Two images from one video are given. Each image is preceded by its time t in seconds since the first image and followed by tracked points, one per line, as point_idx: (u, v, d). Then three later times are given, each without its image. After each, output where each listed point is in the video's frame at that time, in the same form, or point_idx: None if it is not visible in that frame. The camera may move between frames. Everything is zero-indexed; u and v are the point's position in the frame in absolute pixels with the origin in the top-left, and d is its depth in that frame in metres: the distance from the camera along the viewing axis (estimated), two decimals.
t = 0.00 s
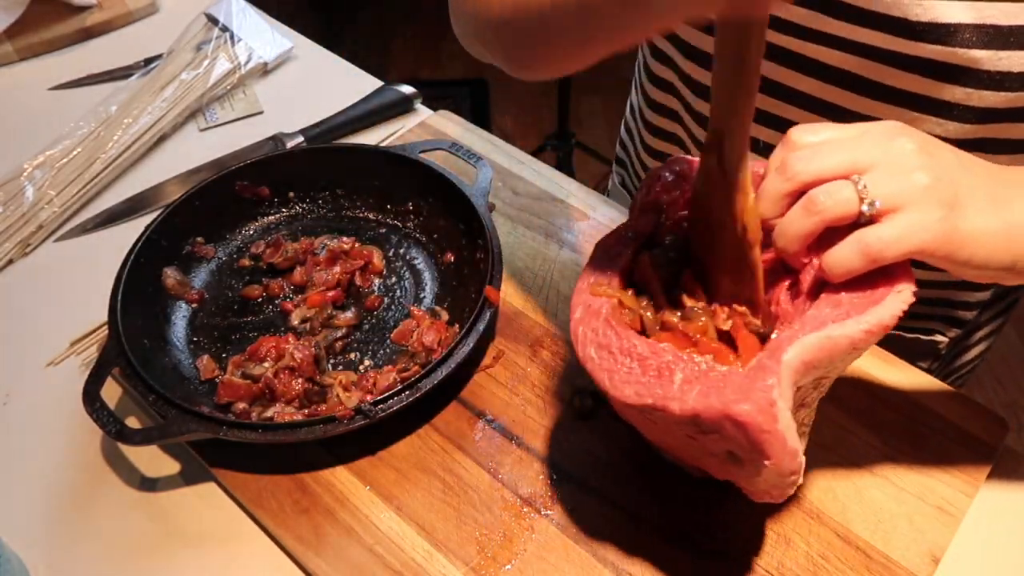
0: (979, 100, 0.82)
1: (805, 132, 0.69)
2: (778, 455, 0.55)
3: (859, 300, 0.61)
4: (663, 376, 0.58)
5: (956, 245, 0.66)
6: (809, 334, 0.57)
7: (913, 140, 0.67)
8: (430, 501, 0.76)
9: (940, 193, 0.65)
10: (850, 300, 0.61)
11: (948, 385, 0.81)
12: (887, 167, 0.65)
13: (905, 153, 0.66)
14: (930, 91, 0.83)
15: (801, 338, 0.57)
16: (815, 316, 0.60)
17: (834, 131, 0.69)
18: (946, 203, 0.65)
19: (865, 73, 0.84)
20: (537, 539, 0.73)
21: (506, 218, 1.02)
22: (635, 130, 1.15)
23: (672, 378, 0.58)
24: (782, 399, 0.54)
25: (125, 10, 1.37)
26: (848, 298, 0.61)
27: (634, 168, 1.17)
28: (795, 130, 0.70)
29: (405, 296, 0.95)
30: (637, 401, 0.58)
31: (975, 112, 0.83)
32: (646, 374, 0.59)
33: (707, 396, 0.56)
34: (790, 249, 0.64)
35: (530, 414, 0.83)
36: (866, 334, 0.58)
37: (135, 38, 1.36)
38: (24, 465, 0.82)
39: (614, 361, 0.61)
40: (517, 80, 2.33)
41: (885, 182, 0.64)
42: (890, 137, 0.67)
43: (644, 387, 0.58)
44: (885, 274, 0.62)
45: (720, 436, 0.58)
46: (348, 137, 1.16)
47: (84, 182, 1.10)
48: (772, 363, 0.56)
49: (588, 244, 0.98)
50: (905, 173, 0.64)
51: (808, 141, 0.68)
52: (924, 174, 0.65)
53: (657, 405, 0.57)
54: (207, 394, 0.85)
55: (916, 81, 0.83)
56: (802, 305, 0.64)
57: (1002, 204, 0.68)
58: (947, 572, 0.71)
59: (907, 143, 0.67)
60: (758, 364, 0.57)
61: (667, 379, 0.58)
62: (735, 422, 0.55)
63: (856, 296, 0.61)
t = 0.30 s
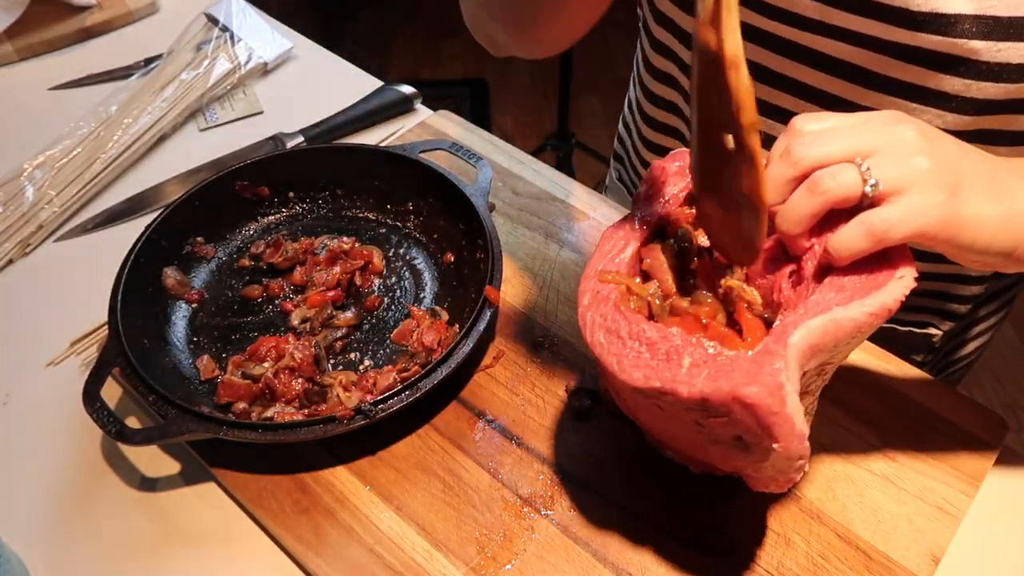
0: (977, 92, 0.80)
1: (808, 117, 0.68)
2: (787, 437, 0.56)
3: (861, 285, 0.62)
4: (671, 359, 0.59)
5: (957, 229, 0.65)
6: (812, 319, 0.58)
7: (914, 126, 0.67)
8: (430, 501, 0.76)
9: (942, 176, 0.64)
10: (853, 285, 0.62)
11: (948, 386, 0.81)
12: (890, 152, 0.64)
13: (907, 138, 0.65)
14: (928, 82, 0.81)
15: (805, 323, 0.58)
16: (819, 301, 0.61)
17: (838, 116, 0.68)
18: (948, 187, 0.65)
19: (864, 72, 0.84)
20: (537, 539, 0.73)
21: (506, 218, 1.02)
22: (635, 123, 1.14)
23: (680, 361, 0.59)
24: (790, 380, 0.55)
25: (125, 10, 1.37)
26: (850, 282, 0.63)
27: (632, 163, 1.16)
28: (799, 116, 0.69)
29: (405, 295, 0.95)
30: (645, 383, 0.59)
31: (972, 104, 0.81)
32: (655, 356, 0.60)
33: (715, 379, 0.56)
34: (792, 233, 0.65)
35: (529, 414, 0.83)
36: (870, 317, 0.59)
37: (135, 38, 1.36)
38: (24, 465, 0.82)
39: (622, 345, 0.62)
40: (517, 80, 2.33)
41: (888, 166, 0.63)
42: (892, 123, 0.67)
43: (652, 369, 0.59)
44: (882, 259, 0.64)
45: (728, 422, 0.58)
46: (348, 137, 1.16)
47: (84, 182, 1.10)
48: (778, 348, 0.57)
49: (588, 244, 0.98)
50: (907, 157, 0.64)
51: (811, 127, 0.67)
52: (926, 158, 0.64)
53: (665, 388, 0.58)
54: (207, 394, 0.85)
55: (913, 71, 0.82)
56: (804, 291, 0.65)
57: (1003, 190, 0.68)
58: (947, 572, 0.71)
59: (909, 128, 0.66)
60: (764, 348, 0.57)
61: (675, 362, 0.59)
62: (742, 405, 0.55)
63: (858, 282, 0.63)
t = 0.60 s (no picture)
0: (969, 84, 0.80)
1: (805, 122, 0.68)
2: (805, 440, 0.57)
3: (864, 283, 0.62)
4: (687, 364, 0.58)
5: (955, 229, 0.66)
6: (817, 322, 0.59)
7: (909, 127, 0.67)
8: (430, 501, 0.76)
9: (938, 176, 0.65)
10: (855, 284, 0.62)
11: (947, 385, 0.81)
12: (887, 154, 0.65)
13: (904, 139, 0.66)
14: (919, 75, 0.82)
15: (813, 326, 0.58)
16: (821, 303, 0.62)
17: (835, 118, 0.69)
18: (944, 188, 0.65)
19: (863, 71, 0.84)
20: (537, 540, 0.73)
21: (506, 218, 1.02)
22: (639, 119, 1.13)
23: (696, 366, 0.58)
24: (805, 384, 0.55)
25: (125, 10, 1.37)
26: (851, 282, 0.63)
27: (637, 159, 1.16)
28: (795, 120, 0.69)
29: (405, 295, 0.95)
30: (660, 388, 0.58)
31: (966, 96, 0.81)
32: (671, 361, 0.59)
33: (732, 386, 0.56)
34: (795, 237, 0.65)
35: (529, 414, 0.83)
36: (874, 315, 0.59)
37: (135, 38, 1.36)
38: (24, 466, 0.82)
39: (636, 350, 0.61)
40: (516, 80, 2.33)
41: (885, 169, 0.64)
42: (886, 124, 0.67)
43: (668, 373, 0.58)
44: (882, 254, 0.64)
45: (745, 426, 0.58)
46: (348, 136, 1.16)
47: (84, 181, 1.10)
48: (789, 352, 0.57)
49: (589, 243, 0.98)
50: (903, 159, 0.64)
51: (809, 133, 0.67)
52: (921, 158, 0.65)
53: (681, 394, 0.57)
54: (207, 394, 0.85)
55: (905, 65, 0.82)
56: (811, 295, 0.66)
57: (999, 186, 0.68)
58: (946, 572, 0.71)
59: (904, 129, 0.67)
60: (775, 353, 0.58)
61: (691, 367, 0.58)
62: (762, 410, 0.55)
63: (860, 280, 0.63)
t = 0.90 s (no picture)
0: (973, 81, 0.80)
1: (820, 125, 0.68)
2: (834, 450, 0.57)
3: (883, 289, 0.62)
4: (713, 382, 0.58)
5: (971, 227, 0.66)
6: (837, 332, 0.59)
7: (926, 126, 0.67)
8: (430, 501, 0.76)
9: (954, 176, 0.64)
10: (874, 290, 0.63)
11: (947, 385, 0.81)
12: (902, 156, 0.64)
13: (920, 140, 0.65)
14: (921, 73, 0.82)
15: (832, 336, 0.59)
16: (840, 309, 0.62)
17: (851, 119, 0.69)
18: (960, 188, 0.65)
19: (862, 72, 0.84)
20: (537, 540, 0.73)
21: (506, 218, 1.02)
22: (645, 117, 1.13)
23: (723, 384, 0.58)
24: (831, 396, 0.56)
25: (125, 10, 1.37)
26: (868, 288, 0.63)
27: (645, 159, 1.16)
28: (811, 123, 0.69)
29: (405, 295, 0.95)
30: (688, 406, 0.59)
31: (970, 92, 0.81)
32: (698, 378, 0.59)
33: (760, 402, 0.56)
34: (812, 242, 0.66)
35: (529, 413, 0.83)
36: (892, 324, 0.60)
37: (135, 38, 1.36)
38: (23, 465, 0.82)
39: (662, 367, 0.61)
40: (516, 80, 2.33)
41: (900, 172, 0.64)
42: (903, 124, 0.67)
43: (695, 392, 0.59)
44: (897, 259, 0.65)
45: (774, 441, 0.59)
46: (348, 136, 1.16)
47: (84, 182, 1.10)
48: (812, 364, 0.58)
49: (589, 243, 0.98)
50: (920, 161, 0.64)
51: (824, 137, 0.67)
52: (937, 158, 0.64)
53: (709, 412, 0.58)
54: (207, 394, 0.85)
55: (907, 64, 0.81)
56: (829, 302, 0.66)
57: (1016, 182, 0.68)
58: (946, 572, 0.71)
59: (921, 129, 0.66)
60: (798, 366, 0.58)
61: (718, 385, 0.58)
62: (792, 425, 0.56)
63: (877, 285, 0.63)
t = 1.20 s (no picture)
0: (987, 70, 0.80)
1: (811, 96, 0.69)
2: (789, 394, 0.56)
3: (868, 252, 0.63)
4: (675, 320, 0.59)
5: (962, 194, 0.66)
6: (813, 284, 0.59)
7: (920, 95, 0.67)
8: (430, 501, 0.76)
9: (944, 141, 0.64)
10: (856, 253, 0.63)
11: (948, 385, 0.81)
12: (892, 121, 0.65)
13: (912, 106, 0.66)
14: (933, 63, 0.82)
15: (810, 287, 0.59)
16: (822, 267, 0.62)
17: (846, 90, 0.69)
18: (951, 153, 0.65)
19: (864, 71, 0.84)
20: (537, 540, 0.73)
21: (506, 218, 1.02)
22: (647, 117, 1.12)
23: (683, 321, 0.59)
24: (792, 337, 0.55)
25: (125, 10, 1.37)
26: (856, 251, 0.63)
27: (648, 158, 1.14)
28: (804, 93, 0.70)
29: (405, 295, 0.95)
30: (647, 340, 0.59)
31: (984, 82, 0.81)
32: (660, 316, 0.60)
33: (719, 337, 0.57)
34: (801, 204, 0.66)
35: (530, 414, 0.83)
36: (875, 287, 0.60)
37: (135, 38, 1.36)
38: (24, 465, 0.82)
39: (625, 307, 0.61)
40: (517, 80, 2.33)
41: (890, 134, 0.64)
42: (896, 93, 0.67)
43: (656, 327, 0.59)
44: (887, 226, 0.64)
45: (729, 378, 0.59)
46: (348, 137, 1.16)
47: (84, 181, 1.10)
48: (783, 308, 0.57)
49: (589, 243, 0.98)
50: (910, 125, 0.64)
51: (817, 105, 0.68)
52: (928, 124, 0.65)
53: (668, 345, 0.58)
54: (207, 395, 0.85)
55: (919, 54, 0.81)
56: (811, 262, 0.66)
57: (1010, 153, 0.68)
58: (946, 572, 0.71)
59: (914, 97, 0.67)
60: (768, 310, 0.58)
61: (679, 322, 0.59)
62: (747, 359, 0.56)
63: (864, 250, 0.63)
